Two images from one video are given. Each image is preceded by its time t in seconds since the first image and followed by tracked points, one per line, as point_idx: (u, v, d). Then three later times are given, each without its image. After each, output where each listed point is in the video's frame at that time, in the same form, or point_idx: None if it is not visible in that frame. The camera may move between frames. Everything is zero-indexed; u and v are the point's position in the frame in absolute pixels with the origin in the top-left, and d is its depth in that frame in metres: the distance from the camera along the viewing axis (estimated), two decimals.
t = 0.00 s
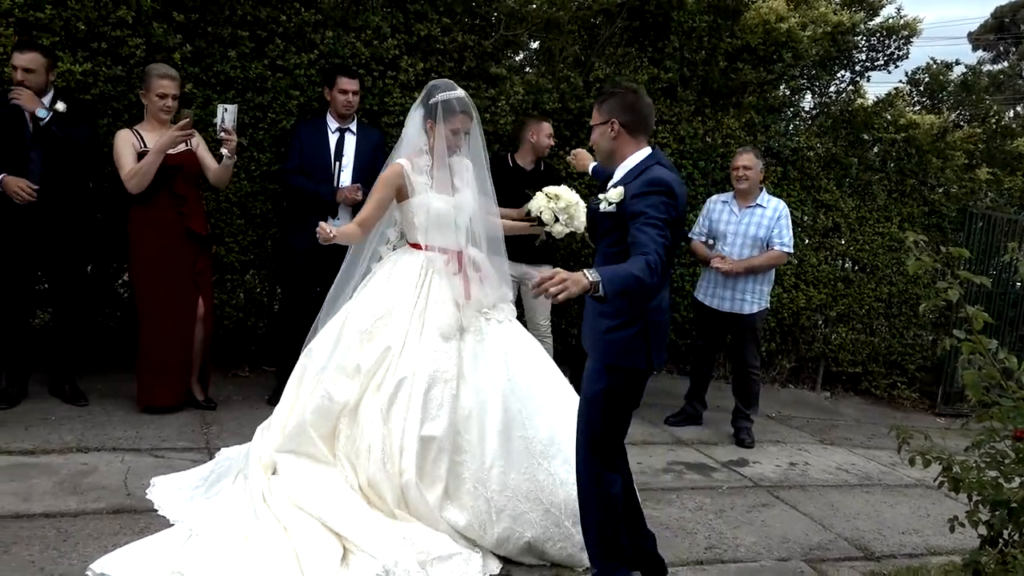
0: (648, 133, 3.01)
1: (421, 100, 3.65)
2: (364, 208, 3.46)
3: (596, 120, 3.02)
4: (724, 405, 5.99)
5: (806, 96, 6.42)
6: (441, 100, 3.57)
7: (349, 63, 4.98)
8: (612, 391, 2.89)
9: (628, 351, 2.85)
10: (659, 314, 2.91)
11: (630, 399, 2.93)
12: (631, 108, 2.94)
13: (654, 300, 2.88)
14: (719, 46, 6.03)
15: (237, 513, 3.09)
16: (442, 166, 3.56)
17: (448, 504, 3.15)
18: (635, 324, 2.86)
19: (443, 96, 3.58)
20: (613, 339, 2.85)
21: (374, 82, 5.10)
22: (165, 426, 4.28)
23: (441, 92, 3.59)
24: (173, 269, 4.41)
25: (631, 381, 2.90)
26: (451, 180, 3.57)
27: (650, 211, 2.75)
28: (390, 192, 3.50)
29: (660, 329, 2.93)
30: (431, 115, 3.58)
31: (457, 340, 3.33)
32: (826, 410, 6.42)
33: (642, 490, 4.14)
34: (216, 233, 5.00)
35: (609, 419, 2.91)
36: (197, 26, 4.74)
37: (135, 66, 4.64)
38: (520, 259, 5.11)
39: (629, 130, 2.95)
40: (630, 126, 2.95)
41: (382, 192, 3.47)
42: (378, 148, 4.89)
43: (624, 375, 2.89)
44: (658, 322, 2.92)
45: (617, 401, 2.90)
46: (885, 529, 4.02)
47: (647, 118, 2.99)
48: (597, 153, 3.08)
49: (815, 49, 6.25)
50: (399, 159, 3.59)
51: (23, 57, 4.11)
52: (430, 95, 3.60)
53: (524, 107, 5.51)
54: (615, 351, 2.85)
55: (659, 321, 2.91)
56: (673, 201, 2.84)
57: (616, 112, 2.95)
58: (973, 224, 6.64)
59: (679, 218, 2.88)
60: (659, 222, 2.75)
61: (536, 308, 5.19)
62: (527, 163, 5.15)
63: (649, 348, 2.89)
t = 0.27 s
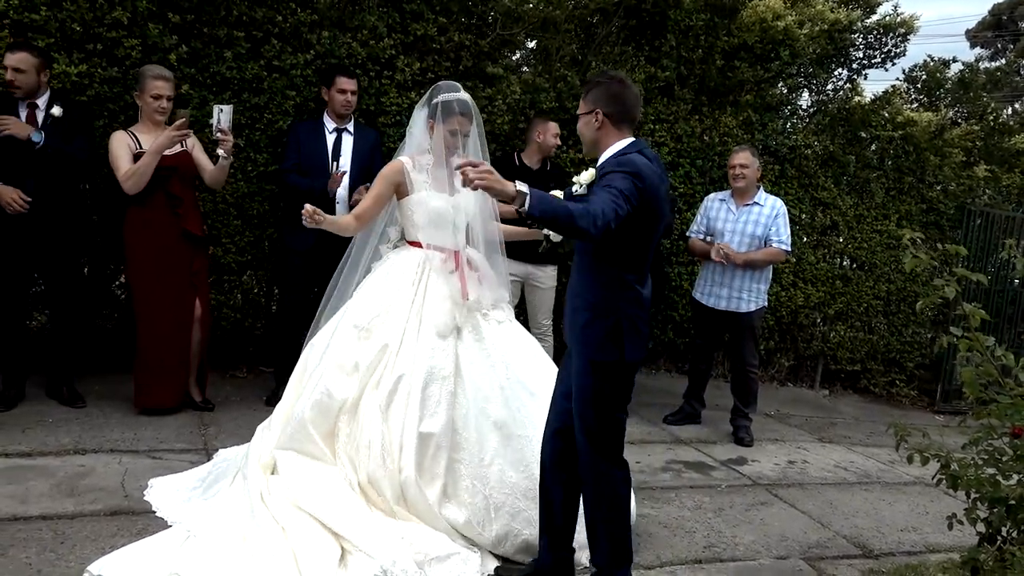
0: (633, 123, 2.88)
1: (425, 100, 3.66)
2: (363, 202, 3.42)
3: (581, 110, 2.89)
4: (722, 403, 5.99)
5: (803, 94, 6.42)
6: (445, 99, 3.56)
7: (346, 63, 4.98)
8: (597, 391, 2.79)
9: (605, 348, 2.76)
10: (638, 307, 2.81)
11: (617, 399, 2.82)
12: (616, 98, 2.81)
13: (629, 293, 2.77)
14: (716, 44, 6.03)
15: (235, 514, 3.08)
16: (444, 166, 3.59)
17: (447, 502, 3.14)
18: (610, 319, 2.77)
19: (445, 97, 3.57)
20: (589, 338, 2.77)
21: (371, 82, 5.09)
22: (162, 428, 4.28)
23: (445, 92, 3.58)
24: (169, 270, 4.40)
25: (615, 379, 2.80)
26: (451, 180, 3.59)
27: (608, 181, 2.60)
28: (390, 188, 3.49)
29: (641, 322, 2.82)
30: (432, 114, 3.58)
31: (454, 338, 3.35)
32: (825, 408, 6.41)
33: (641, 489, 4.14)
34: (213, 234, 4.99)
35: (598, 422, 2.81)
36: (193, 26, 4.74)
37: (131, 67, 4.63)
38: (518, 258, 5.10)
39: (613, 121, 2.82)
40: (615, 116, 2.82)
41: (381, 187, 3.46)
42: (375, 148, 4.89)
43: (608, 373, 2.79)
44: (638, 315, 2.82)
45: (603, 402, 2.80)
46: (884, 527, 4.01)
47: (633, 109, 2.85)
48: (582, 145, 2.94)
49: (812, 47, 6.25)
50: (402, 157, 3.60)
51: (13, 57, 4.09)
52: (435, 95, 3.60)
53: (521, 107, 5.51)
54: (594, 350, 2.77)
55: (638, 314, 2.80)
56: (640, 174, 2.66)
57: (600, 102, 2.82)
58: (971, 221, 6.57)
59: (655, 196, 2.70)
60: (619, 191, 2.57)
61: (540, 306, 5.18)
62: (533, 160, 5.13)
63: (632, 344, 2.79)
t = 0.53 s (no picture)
0: (612, 124, 2.87)
1: (423, 97, 3.62)
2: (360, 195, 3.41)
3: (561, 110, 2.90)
4: (718, 400, 6.00)
5: (797, 91, 6.43)
6: (442, 97, 3.53)
7: (339, 62, 4.97)
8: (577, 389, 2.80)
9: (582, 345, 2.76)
10: (615, 304, 2.80)
11: (598, 397, 2.82)
12: (594, 98, 2.81)
13: (604, 290, 2.77)
14: (710, 42, 6.03)
15: (231, 514, 3.08)
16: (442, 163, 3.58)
17: (442, 500, 3.15)
18: (586, 317, 2.76)
19: (443, 94, 3.54)
20: (567, 336, 2.78)
21: (364, 81, 5.09)
22: (157, 429, 4.27)
23: (444, 90, 3.55)
24: (163, 271, 4.40)
25: (596, 377, 2.80)
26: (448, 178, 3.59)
27: (569, 172, 2.59)
28: (388, 183, 3.48)
29: (618, 319, 2.82)
30: (429, 112, 3.56)
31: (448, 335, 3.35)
32: (820, 405, 6.43)
33: (636, 486, 4.14)
34: (207, 234, 4.98)
35: (579, 421, 2.81)
36: (185, 27, 4.73)
37: (123, 68, 4.62)
38: (513, 257, 5.10)
39: (591, 121, 2.82)
40: (592, 116, 2.82)
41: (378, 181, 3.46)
42: (369, 148, 4.90)
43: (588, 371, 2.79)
44: (616, 311, 2.81)
45: (583, 400, 2.81)
46: (879, 523, 4.02)
47: (612, 110, 2.85)
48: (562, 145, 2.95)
49: (806, 44, 6.25)
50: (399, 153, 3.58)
51: None
52: (433, 93, 3.57)
53: (515, 105, 5.51)
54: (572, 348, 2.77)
55: (615, 311, 2.79)
56: (607, 165, 2.62)
57: (579, 102, 2.82)
58: (965, 218, 6.65)
59: (625, 189, 2.67)
60: (579, 181, 2.56)
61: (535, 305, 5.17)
62: (533, 163, 5.14)
63: (609, 340, 2.79)
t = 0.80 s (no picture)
0: (591, 124, 2.87)
1: (416, 98, 3.60)
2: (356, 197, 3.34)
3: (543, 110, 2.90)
4: (713, 397, 6.01)
5: (790, 88, 6.44)
6: (435, 97, 3.49)
7: (333, 61, 4.97)
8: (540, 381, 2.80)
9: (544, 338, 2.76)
10: (582, 300, 2.80)
11: (560, 390, 2.83)
12: (574, 99, 2.82)
13: (568, 282, 2.77)
14: (703, 39, 6.03)
15: (227, 515, 3.10)
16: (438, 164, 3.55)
17: (436, 504, 3.16)
18: (548, 308, 2.77)
19: (437, 93, 3.51)
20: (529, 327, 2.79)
21: (358, 80, 5.09)
22: (153, 430, 4.27)
23: (436, 90, 3.52)
24: (157, 271, 4.39)
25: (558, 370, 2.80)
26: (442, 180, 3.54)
27: (530, 162, 2.61)
28: (382, 184, 3.42)
29: (585, 315, 2.81)
30: (424, 111, 3.52)
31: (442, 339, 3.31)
32: (816, 400, 6.44)
33: (633, 483, 4.15)
34: (202, 235, 4.97)
35: (539, 414, 2.82)
36: (178, 27, 4.72)
37: (116, 69, 4.61)
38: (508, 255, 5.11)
39: (571, 122, 2.82)
40: (573, 115, 2.82)
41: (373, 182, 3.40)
42: (363, 146, 4.88)
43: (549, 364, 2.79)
44: (583, 306, 2.80)
45: (545, 393, 2.82)
46: (874, 518, 4.04)
47: (591, 111, 2.86)
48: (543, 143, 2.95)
49: (799, 40, 6.25)
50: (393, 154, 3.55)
51: None
52: (425, 94, 3.54)
53: (509, 104, 5.51)
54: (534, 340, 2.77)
55: (579, 305, 2.78)
56: (567, 159, 2.63)
57: (560, 103, 2.83)
58: (959, 213, 6.68)
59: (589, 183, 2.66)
60: (534, 172, 2.58)
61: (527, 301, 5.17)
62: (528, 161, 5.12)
63: (572, 335, 2.78)
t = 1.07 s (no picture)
0: (578, 115, 2.82)
1: (397, 91, 3.45)
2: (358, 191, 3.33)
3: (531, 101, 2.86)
4: (712, 393, 6.02)
5: (786, 83, 6.44)
6: (417, 90, 3.35)
7: (328, 59, 4.97)
8: (504, 364, 2.75)
9: (508, 321, 2.71)
10: (554, 290, 2.74)
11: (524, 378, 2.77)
12: (562, 89, 2.77)
13: (538, 269, 2.73)
14: (699, 35, 6.03)
15: (226, 516, 3.09)
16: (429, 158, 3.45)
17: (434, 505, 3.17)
18: (515, 293, 2.72)
19: (417, 86, 3.36)
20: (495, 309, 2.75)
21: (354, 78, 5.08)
22: (152, 429, 4.26)
23: (417, 82, 3.38)
24: (156, 271, 4.38)
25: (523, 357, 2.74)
26: (433, 174, 3.44)
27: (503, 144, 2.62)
28: (378, 181, 3.38)
29: (556, 305, 2.74)
30: (406, 106, 3.37)
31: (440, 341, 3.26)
32: (814, 395, 6.45)
33: (632, 479, 4.16)
34: (199, 234, 4.97)
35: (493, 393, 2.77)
36: (173, 25, 4.71)
37: (111, 68, 4.60)
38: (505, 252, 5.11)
39: (561, 112, 2.79)
40: (563, 105, 2.78)
41: (369, 180, 3.36)
42: (361, 144, 4.88)
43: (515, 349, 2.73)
44: (556, 298, 2.74)
45: (510, 380, 2.76)
46: (873, 512, 4.05)
47: (580, 100, 2.81)
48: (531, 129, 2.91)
49: (794, 35, 6.26)
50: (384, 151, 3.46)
51: None
52: (406, 86, 3.39)
53: (505, 100, 5.51)
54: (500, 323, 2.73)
55: (548, 295, 2.72)
56: (539, 146, 2.63)
57: (548, 93, 2.78)
58: (955, 208, 6.65)
59: (560, 170, 2.64)
60: (502, 152, 2.59)
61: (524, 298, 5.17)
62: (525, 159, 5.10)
63: (536, 324, 2.71)
